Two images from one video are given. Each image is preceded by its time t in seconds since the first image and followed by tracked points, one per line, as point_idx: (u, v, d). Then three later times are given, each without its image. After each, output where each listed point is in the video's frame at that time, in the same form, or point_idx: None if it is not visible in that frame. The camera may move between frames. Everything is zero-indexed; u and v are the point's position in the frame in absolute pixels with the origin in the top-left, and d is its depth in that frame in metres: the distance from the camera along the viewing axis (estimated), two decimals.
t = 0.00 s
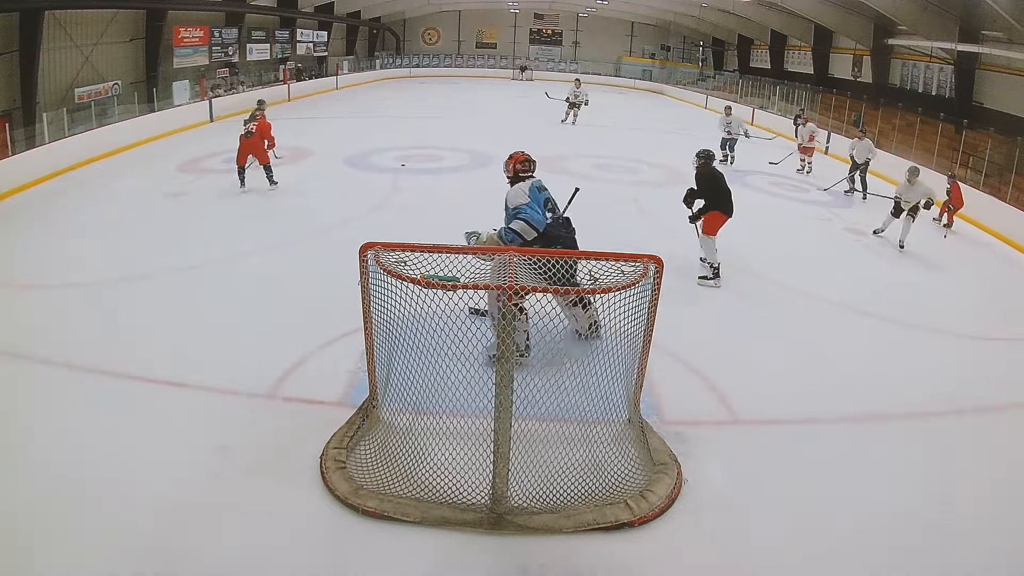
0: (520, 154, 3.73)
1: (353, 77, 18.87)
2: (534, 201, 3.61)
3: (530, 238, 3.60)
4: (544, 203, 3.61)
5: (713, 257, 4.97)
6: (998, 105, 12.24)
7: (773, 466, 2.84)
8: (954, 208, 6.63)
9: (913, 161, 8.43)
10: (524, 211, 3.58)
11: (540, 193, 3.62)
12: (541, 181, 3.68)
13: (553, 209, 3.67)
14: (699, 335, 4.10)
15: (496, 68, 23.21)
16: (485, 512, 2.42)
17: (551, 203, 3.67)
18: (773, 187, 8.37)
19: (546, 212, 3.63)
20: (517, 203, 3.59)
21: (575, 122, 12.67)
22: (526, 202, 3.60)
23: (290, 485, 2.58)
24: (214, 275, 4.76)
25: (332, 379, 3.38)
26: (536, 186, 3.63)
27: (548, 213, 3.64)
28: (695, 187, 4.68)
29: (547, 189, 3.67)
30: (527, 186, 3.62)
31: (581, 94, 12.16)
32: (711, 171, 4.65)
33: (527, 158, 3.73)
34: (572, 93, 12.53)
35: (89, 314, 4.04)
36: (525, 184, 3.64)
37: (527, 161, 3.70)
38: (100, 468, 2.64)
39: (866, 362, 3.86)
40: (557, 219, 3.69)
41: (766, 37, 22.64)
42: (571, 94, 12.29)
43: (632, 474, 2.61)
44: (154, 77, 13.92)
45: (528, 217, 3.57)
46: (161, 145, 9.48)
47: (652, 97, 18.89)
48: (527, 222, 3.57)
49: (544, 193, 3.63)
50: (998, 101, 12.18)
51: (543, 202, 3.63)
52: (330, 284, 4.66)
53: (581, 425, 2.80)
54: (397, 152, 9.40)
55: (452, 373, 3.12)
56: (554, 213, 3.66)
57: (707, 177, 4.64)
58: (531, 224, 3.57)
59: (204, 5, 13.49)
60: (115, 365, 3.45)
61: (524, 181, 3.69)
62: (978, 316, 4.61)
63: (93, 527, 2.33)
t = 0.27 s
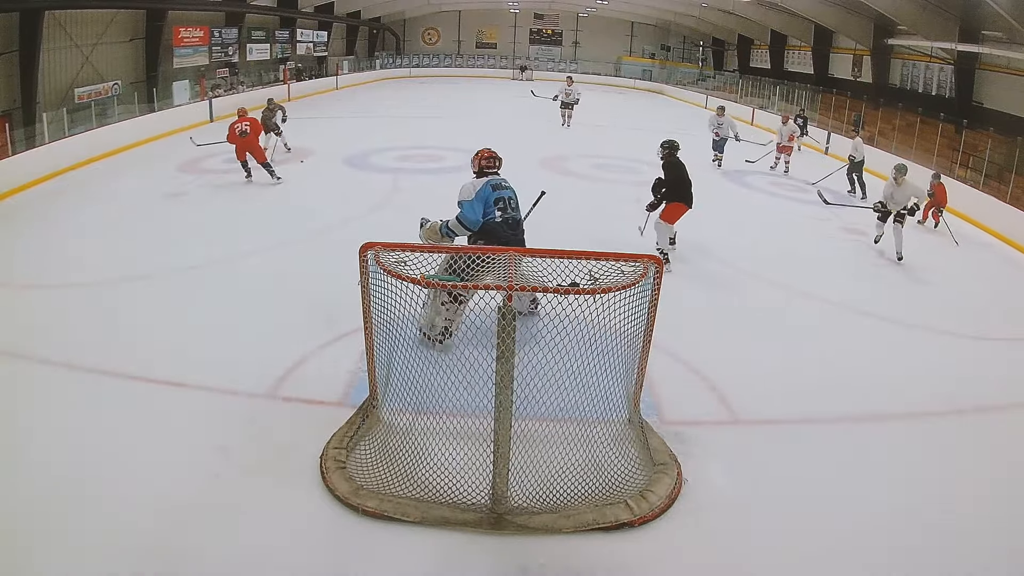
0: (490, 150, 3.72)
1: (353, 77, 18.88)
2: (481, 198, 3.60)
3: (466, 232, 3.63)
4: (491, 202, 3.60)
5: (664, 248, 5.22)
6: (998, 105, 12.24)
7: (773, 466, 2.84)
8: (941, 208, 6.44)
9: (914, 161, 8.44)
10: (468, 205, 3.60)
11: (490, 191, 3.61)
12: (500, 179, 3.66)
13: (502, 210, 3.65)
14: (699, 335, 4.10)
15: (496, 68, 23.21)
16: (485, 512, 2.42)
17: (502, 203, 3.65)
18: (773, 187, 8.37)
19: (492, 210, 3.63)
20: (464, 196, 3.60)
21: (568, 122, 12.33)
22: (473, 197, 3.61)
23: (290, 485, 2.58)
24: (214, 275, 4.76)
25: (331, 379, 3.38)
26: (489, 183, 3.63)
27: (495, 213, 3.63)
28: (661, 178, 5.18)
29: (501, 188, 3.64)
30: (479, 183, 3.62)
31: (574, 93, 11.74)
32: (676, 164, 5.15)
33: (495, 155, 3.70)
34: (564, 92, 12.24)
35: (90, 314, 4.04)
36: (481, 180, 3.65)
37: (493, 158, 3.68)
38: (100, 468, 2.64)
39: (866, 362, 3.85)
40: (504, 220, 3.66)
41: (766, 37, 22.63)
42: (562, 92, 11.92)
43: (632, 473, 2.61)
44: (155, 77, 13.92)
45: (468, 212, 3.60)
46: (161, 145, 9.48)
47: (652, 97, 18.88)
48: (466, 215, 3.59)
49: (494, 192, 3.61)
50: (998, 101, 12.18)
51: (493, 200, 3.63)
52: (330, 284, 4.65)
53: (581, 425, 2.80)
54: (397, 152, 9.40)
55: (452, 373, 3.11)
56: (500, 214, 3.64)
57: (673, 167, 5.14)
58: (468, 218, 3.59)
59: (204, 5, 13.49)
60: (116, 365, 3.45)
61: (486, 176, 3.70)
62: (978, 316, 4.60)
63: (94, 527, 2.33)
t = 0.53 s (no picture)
0: (457, 154, 3.85)
1: (353, 77, 18.88)
2: (440, 202, 3.78)
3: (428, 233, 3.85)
4: (450, 205, 3.76)
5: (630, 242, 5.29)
6: (998, 105, 12.24)
7: (773, 466, 2.84)
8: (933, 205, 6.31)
9: (914, 161, 8.44)
10: (426, 209, 3.79)
11: (449, 195, 3.77)
12: (462, 182, 3.80)
13: (462, 211, 3.80)
14: (698, 335, 4.10)
15: (496, 68, 23.21)
16: (485, 512, 2.42)
17: (462, 205, 3.80)
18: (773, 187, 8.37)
19: (451, 213, 3.79)
20: (424, 200, 3.79)
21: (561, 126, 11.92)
22: (431, 202, 3.78)
23: (290, 485, 2.58)
24: (214, 275, 4.76)
25: (331, 379, 3.38)
26: (450, 187, 3.78)
27: (455, 214, 3.79)
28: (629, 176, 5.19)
29: (462, 191, 3.79)
30: (440, 187, 3.78)
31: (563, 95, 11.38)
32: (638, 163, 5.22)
33: (461, 158, 3.83)
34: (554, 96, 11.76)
35: (90, 314, 4.04)
36: (443, 183, 3.81)
37: (460, 160, 3.83)
38: (100, 468, 2.64)
39: (866, 362, 3.85)
40: (465, 221, 3.81)
41: (766, 37, 22.63)
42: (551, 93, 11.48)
43: (632, 473, 2.60)
44: (155, 77, 13.92)
45: (427, 215, 3.79)
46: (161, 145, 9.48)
47: (652, 97, 18.88)
48: (424, 218, 3.79)
49: (455, 193, 3.78)
50: (998, 101, 12.18)
51: (454, 203, 3.79)
52: (330, 284, 4.65)
53: (581, 425, 2.80)
54: (397, 152, 9.41)
55: (452, 373, 3.12)
56: (461, 215, 3.80)
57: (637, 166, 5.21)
58: (427, 221, 3.80)
59: (203, 5, 13.49)
60: (116, 365, 3.45)
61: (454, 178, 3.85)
62: (978, 316, 4.60)
63: (94, 526, 2.33)
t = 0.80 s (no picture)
0: (429, 157, 4.05)
1: (353, 77, 18.88)
2: (417, 208, 3.95)
3: (407, 236, 4.03)
4: (427, 209, 3.93)
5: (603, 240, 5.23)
6: (998, 105, 12.25)
7: (772, 466, 2.83)
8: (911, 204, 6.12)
9: (914, 161, 8.44)
10: (403, 214, 3.97)
11: (426, 200, 3.94)
12: (436, 186, 3.97)
13: (440, 213, 3.97)
14: (698, 335, 4.10)
15: (496, 68, 23.22)
16: (485, 512, 2.42)
17: (440, 207, 3.97)
18: (774, 187, 8.37)
19: (430, 216, 3.96)
20: (400, 206, 3.96)
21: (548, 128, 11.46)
22: (408, 208, 3.95)
23: (291, 485, 2.58)
24: (215, 275, 4.77)
25: (331, 378, 3.38)
26: (426, 192, 3.96)
27: (433, 217, 3.96)
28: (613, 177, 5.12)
29: (438, 195, 3.97)
30: (417, 193, 3.95)
31: (549, 97, 10.94)
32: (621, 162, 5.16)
33: (433, 161, 4.03)
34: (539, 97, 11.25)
35: (90, 314, 4.04)
36: (418, 188, 3.98)
37: (434, 163, 4.03)
38: (100, 468, 2.64)
39: (866, 363, 3.85)
40: (444, 221, 3.99)
41: (766, 37, 22.64)
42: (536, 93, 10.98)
43: (632, 473, 2.61)
44: (155, 77, 13.92)
45: (404, 219, 3.97)
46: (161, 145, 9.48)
47: (652, 97, 18.89)
48: (402, 222, 3.97)
49: (433, 196, 3.96)
50: (998, 101, 12.18)
51: (431, 206, 3.96)
52: (330, 284, 4.65)
53: (582, 425, 2.80)
54: (397, 152, 9.41)
55: (452, 372, 3.11)
56: (439, 217, 3.97)
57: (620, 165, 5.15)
58: (406, 225, 3.98)
59: (203, 5, 13.49)
60: (116, 365, 3.45)
61: (429, 181, 4.03)
62: (977, 316, 4.60)
63: (94, 526, 2.33)
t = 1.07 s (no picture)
0: (410, 159, 3.87)
1: (353, 77, 18.88)
2: (402, 210, 3.78)
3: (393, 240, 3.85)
4: (414, 211, 3.77)
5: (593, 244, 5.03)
6: (998, 105, 12.24)
7: (772, 466, 2.83)
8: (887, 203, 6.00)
9: (913, 161, 8.44)
10: (388, 217, 3.79)
11: (411, 202, 3.78)
12: (420, 187, 3.81)
13: (427, 214, 3.82)
14: (699, 335, 4.09)
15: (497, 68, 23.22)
16: (485, 512, 2.42)
17: (426, 209, 3.82)
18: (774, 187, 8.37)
19: (416, 218, 3.80)
20: (384, 210, 3.78)
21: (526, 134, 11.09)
22: (393, 211, 3.78)
23: (291, 485, 2.58)
24: (215, 275, 4.77)
25: (331, 378, 3.38)
26: (410, 194, 3.79)
27: (420, 219, 3.81)
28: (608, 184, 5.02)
29: (422, 197, 3.81)
30: (401, 195, 3.78)
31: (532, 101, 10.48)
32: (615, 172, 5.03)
33: (414, 163, 3.86)
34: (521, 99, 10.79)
35: (90, 314, 4.04)
36: (402, 190, 3.80)
37: (416, 165, 3.86)
38: (100, 468, 2.64)
39: (866, 363, 3.85)
40: (431, 222, 3.84)
41: (766, 37, 22.64)
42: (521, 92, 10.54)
43: (632, 473, 2.61)
44: (155, 77, 13.92)
45: (390, 223, 3.79)
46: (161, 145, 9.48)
47: (652, 97, 18.89)
48: (388, 225, 3.79)
49: (418, 198, 3.79)
50: (998, 101, 12.18)
51: (417, 208, 3.80)
52: (330, 284, 4.65)
53: (582, 425, 2.81)
54: (397, 152, 9.41)
55: (452, 372, 3.11)
56: (426, 218, 3.82)
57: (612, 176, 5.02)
58: (392, 229, 3.81)
59: (203, 5, 13.48)
60: (117, 365, 3.45)
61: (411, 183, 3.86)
62: (977, 316, 4.60)
63: (94, 526, 2.33)
